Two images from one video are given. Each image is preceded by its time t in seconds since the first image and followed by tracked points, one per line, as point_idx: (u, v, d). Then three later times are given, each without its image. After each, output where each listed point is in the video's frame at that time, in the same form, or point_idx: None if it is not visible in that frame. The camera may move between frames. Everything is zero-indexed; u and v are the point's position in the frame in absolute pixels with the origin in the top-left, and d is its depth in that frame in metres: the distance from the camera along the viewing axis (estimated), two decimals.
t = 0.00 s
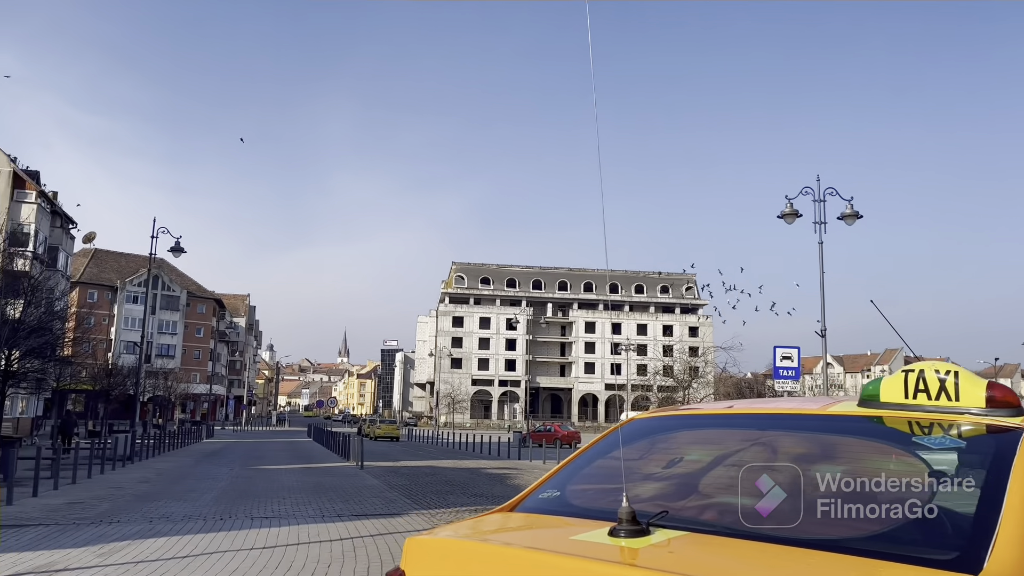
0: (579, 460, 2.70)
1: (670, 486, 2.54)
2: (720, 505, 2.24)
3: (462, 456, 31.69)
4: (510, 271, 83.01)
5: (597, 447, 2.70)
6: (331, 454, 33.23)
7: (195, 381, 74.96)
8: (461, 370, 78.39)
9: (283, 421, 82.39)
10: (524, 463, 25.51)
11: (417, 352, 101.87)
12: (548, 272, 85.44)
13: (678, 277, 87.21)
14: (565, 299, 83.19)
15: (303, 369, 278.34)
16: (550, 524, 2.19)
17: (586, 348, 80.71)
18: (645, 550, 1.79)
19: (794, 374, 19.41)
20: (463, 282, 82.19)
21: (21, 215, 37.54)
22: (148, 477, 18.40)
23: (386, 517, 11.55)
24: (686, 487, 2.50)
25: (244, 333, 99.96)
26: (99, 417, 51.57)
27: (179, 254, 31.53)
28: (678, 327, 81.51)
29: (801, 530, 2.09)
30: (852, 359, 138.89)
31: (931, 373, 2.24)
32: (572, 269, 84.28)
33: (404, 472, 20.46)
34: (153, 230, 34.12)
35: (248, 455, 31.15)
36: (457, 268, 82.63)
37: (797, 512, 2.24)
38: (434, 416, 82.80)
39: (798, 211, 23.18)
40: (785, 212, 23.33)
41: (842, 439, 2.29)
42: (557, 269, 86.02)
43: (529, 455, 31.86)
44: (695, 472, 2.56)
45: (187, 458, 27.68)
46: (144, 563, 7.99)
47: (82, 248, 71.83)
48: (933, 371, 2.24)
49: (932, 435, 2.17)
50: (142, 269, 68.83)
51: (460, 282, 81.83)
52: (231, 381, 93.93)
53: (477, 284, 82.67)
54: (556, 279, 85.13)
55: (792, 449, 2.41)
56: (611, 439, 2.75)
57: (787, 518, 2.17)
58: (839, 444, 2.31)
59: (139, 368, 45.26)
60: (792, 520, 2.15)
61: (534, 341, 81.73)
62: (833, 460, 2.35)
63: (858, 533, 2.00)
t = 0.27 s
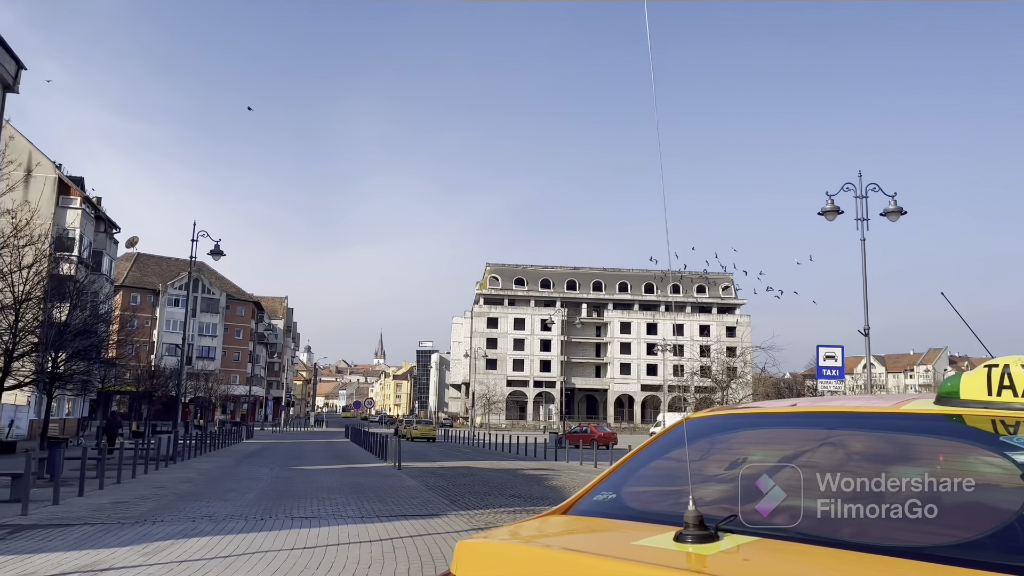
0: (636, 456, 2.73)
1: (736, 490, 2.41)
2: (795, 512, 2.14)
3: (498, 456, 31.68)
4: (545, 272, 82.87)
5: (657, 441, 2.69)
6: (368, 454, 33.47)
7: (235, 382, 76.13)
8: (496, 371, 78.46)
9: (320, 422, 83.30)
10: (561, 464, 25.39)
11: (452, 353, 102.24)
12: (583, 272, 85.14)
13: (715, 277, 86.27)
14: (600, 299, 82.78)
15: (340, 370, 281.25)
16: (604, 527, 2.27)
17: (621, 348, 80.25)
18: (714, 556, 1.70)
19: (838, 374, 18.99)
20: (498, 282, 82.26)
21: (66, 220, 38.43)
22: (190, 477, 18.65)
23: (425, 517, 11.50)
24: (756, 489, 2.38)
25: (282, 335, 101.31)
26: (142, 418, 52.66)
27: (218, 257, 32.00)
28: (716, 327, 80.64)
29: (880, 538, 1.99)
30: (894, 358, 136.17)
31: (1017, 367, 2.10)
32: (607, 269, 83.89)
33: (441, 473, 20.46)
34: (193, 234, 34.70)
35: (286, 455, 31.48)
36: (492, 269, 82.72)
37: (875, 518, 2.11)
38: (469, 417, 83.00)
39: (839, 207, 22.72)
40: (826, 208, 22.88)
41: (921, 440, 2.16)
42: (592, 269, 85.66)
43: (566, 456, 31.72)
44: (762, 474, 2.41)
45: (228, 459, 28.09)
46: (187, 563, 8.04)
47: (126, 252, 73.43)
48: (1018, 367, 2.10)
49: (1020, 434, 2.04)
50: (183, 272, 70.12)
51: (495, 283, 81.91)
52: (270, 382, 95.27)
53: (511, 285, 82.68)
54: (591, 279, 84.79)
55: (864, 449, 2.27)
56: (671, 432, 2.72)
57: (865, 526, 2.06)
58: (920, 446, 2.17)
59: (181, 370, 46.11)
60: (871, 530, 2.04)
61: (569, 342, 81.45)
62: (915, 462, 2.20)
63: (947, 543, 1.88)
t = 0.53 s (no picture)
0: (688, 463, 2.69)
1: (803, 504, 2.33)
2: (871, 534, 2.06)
3: (536, 458, 31.57)
4: (581, 273, 82.53)
5: (709, 448, 2.65)
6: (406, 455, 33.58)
7: (275, 384, 77.19)
8: (533, 372, 78.36)
9: (359, 423, 84.08)
10: (600, 467, 25.15)
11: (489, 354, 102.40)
12: (619, 272, 84.64)
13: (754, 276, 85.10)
14: (637, 300, 82.17)
15: (378, 372, 283.73)
16: (653, 543, 2.27)
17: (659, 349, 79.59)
18: None
19: (885, 375, 18.52)
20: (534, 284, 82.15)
21: (111, 226, 39.29)
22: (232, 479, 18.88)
23: (462, 520, 11.42)
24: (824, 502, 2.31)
25: (321, 337, 102.46)
26: (185, 419, 53.65)
27: (257, 261, 32.38)
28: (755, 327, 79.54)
29: (968, 558, 1.90)
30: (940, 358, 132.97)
31: None
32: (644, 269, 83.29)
33: (479, 475, 20.41)
34: (234, 238, 35.24)
35: (325, 457, 31.72)
36: (528, 270, 82.67)
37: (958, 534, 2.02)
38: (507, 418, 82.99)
39: (884, 204, 22.15)
40: (870, 205, 22.33)
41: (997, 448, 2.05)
42: (628, 269, 85.11)
43: (604, 458, 31.49)
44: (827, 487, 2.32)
45: (268, 460, 28.44)
46: (230, 565, 8.10)
47: (169, 257, 74.95)
48: None
49: None
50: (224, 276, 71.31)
51: (531, 284, 81.82)
52: (310, 384, 96.42)
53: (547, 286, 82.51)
54: (627, 280, 84.25)
55: (938, 457, 2.15)
56: (726, 437, 2.66)
57: (951, 546, 1.97)
58: (996, 455, 2.05)
59: (222, 372, 46.86)
60: (956, 550, 1.95)
61: (606, 343, 80.99)
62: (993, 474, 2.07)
63: None
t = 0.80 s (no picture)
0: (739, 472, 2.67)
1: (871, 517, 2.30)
2: (942, 550, 2.05)
3: (573, 460, 31.45)
4: (617, 273, 82.02)
5: (761, 455, 2.62)
6: (444, 457, 33.64)
7: (314, 386, 78.02)
8: (569, 373, 78.05)
9: (396, 424, 84.54)
10: (639, 469, 24.89)
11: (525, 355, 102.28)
12: (656, 273, 83.99)
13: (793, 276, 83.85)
14: (674, 300, 81.42)
15: (415, 374, 285.42)
16: (706, 556, 2.26)
17: (697, 350, 78.79)
18: None
19: (933, 375, 18.03)
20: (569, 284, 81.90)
21: (153, 231, 40.04)
22: (272, 479, 19.06)
23: (500, 523, 11.36)
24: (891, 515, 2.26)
25: (359, 339, 103.33)
26: (226, 420, 54.43)
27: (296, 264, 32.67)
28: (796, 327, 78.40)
29: None
30: (988, 358, 129.19)
31: None
32: (681, 269, 82.56)
33: (516, 477, 20.34)
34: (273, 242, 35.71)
35: (363, 458, 31.91)
36: (563, 272, 82.43)
37: None
38: (543, 420, 82.83)
39: (930, 200, 21.58)
40: (915, 202, 21.78)
41: None
42: (665, 269, 84.41)
43: (642, 460, 31.18)
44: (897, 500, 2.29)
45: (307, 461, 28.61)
46: (271, 566, 8.13)
47: (210, 260, 76.24)
48: None
49: None
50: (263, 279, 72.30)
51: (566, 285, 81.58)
52: (348, 385, 97.31)
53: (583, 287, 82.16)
54: (664, 280, 83.57)
55: (1015, 470, 2.09)
56: (779, 445, 2.62)
57: None
58: None
59: (262, 374, 47.46)
60: None
61: (643, 344, 80.30)
62: None
63: None
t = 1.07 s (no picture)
0: (787, 475, 2.61)
1: (925, 525, 2.22)
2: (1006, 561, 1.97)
3: (607, 462, 31.29)
4: (650, 273, 81.41)
5: (809, 457, 2.55)
6: (478, 458, 33.67)
7: (348, 387, 78.68)
8: (602, 374, 77.68)
9: (429, 425, 84.89)
10: (674, 471, 24.65)
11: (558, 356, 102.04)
12: (690, 272, 83.24)
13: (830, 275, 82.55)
14: (708, 300, 80.61)
15: (448, 376, 286.48)
16: (751, 562, 2.20)
17: (732, 350, 77.97)
18: None
19: (977, 375, 17.58)
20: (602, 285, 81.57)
21: (191, 234, 40.69)
22: (307, 480, 19.24)
23: (534, 525, 11.28)
24: (946, 523, 2.19)
25: (392, 341, 104.04)
26: (263, 421, 55.13)
27: (329, 266, 32.94)
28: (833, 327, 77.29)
29: None
30: None
31: None
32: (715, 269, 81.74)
33: (549, 478, 20.25)
34: (308, 245, 36.09)
35: (397, 459, 32.06)
36: (596, 272, 82.09)
37: None
38: (576, 421, 82.53)
39: (973, 197, 21.04)
40: (958, 199, 21.24)
41: None
42: (699, 269, 83.63)
43: (677, 462, 30.86)
44: (953, 505, 2.21)
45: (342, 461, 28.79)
46: (306, 566, 8.17)
47: (246, 263, 77.37)
48: None
49: None
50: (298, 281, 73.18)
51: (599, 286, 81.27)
52: (382, 386, 98.00)
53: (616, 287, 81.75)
54: (698, 280, 82.82)
55: None
56: (828, 445, 2.55)
57: None
58: None
59: (297, 375, 47.97)
60: None
61: (677, 344, 79.61)
62: None
63: None
